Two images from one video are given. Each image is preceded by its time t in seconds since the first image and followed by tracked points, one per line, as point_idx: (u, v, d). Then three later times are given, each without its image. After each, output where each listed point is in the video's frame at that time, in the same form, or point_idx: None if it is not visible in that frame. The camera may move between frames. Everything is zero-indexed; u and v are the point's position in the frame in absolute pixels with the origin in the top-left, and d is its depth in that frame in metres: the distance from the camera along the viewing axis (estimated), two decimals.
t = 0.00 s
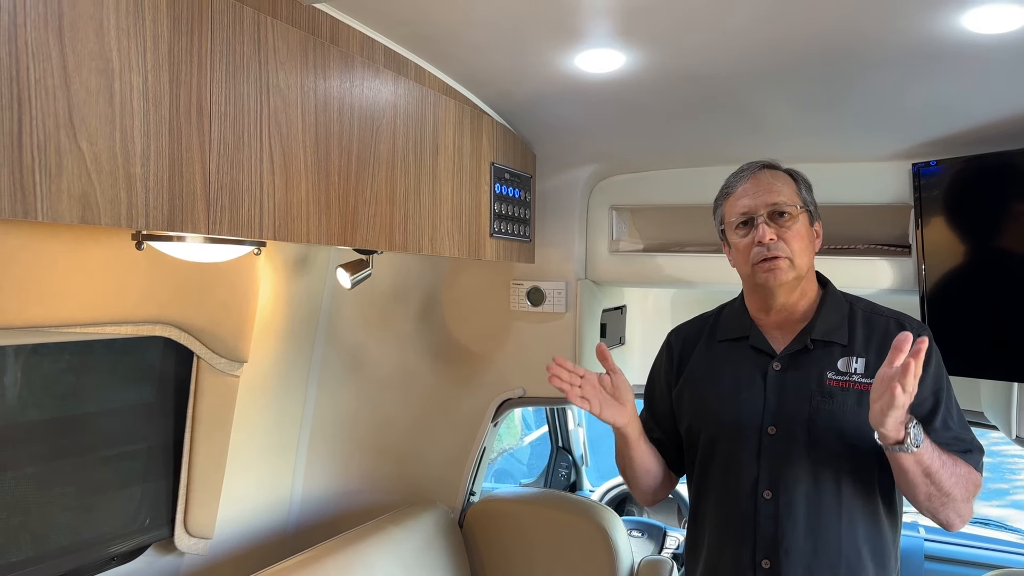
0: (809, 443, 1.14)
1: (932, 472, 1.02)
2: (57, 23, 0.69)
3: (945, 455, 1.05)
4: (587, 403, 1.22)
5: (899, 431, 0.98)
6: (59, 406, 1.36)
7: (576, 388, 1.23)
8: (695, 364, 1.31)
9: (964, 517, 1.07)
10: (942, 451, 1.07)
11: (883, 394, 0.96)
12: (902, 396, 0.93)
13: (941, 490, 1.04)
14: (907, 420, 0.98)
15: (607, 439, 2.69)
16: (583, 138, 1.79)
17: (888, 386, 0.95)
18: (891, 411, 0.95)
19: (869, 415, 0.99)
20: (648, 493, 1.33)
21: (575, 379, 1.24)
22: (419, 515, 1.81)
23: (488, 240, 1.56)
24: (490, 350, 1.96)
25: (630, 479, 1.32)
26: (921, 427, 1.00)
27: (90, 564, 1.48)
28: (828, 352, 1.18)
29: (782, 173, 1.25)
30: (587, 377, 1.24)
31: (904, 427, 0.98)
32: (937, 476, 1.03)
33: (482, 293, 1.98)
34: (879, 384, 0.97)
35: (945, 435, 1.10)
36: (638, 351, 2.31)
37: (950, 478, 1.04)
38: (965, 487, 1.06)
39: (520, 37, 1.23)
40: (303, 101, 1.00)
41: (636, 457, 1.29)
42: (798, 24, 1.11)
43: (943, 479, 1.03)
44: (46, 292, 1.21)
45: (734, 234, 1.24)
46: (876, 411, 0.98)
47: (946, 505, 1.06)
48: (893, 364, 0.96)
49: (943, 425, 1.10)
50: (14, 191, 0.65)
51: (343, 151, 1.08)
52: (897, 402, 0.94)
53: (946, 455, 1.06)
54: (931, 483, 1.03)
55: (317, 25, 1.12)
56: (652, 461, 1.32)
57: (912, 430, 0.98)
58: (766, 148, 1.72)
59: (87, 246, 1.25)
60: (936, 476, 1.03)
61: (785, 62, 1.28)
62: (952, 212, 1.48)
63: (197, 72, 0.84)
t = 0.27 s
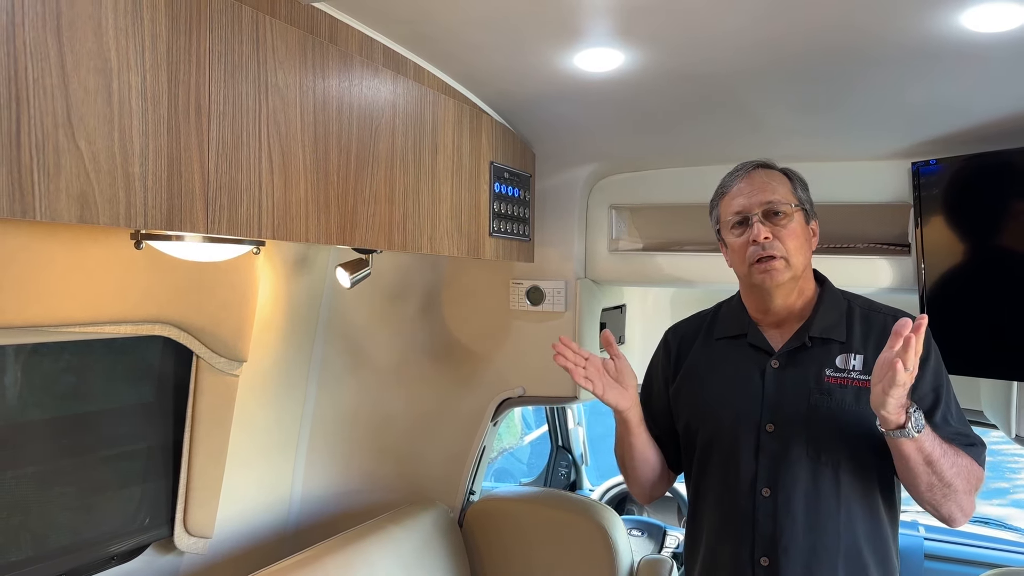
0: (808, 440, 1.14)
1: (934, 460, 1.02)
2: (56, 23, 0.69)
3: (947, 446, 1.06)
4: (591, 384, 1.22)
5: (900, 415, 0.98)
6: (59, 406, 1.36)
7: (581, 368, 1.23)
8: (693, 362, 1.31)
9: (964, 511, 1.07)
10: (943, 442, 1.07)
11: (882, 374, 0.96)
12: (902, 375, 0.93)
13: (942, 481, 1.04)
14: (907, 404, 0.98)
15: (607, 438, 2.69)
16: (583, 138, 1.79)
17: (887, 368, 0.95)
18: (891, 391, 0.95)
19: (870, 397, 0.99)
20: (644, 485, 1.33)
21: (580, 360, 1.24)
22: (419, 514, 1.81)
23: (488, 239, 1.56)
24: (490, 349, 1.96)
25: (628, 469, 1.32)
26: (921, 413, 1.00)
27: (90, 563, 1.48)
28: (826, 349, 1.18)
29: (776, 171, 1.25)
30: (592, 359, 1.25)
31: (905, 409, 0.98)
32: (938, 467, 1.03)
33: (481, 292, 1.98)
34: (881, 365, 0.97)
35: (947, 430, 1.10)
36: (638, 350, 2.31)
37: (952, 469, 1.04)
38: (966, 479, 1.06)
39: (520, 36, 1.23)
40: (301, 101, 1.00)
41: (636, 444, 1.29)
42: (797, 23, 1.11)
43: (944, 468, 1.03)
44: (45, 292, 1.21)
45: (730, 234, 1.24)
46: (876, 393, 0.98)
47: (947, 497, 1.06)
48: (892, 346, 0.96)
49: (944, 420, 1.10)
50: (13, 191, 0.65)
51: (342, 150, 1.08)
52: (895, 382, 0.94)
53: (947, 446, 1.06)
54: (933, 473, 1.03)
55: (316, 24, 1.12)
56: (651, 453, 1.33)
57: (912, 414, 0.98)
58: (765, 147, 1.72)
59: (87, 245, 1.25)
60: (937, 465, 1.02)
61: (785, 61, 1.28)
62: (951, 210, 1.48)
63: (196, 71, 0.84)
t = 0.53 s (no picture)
0: (807, 441, 1.14)
1: (934, 459, 1.02)
2: (57, 23, 0.69)
3: (947, 445, 1.06)
4: (590, 380, 1.23)
5: (899, 412, 0.98)
6: (59, 406, 1.36)
7: (580, 364, 1.24)
8: (691, 362, 1.31)
9: (965, 510, 1.07)
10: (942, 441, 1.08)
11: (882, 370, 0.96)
12: (902, 371, 0.93)
13: (942, 479, 1.04)
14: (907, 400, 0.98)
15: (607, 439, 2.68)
16: (583, 138, 1.79)
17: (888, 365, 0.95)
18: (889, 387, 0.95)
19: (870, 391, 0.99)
20: (644, 486, 1.33)
21: (580, 355, 1.26)
22: (419, 515, 1.81)
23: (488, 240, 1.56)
24: (490, 350, 1.96)
25: (627, 470, 1.32)
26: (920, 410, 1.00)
27: (90, 563, 1.48)
28: (825, 348, 1.18)
29: (774, 171, 1.25)
30: (591, 356, 1.26)
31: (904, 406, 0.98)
32: (939, 465, 1.03)
33: (482, 293, 1.98)
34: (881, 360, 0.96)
35: (947, 428, 1.10)
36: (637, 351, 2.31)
37: (952, 467, 1.04)
38: (966, 478, 1.06)
39: (521, 36, 1.23)
40: (302, 101, 1.00)
41: (636, 444, 1.29)
42: (798, 23, 1.11)
43: (944, 467, 1.03)
44: (45, 292, 1.21)
45: (727, 233, 1.24)
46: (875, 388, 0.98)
47: (947, 496, 1.06)
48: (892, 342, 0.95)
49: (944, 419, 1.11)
50: (13, 191, 0.65)
51: (343, 151, 1.08)
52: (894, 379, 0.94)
53: (946, 444, 1.06)
54: (933, 471, 1.04)
55: (316, 24, 1.12)
56: (650, 455, 1.33)
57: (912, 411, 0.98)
58: (766, 148, 1.72)
59: (87, 246, 1.25)
60: (937, 464, 1.03)
61: (785, 62, 1.28)
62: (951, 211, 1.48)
63: (196, 71, 0.84)
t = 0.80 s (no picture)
0: (804, 444, 1.14)
1: (937, 483, 1.02)
2: (57, 22, 0.69)
3: (948, 463, 1.05)
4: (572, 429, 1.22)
5: (903, 453, 0.98)
6: (58, 405, 1.36)
7: (560, 418, 1.22)
8: (688, 365, 1.31)
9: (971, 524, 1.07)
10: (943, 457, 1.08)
11: (889, 417, 0.97)
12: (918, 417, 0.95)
13: (945, 500, 1.04)
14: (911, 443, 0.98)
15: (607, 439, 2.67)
16: (583, 138, 1.79)
17: (898, 411, 0.96)
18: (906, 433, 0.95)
19: (875, 440, 0.99)
20: (643, 501, 1.31)
21: (559, 406, 1.23)
22: (418, 515, 1.81)
23: (488, 240, 1.56)
24: (490, 349, 1.96)
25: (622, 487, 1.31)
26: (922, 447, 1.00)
27: (89, 563, 1.48)
28: (821, 351, 1.18)
29: (768, 172, 1.25)
30: (571, 401, 1.23)
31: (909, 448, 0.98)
32: (941, 488, 1.03)
33: (481, 292, 1.98)
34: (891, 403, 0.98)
35: (942, 435, 1.10)
36: (637, 351, 2.30)
37: (954, 486, 1.04)
38: (971, 493, 1.06)
39: (521, 36, 1.23)
40: (301, 100, 1.00)
41: (627, 471, 1.28)
42: (798, 23, 1.12)
43: (949, 490, 1.03)
44: (45, 292, 1.21)
45: (721, 235, 1.24)
46: (881, 437, 0.98)
47: (952, 514, 1.05)
48: (896, 385, 0.98)
49: (943, 423, 1.11)
50: (13, 190, 0.65)
51: (342, 151, 1.08)
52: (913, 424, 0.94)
53: (948, 461, 1.06)
54: (936, 495, 1.03)
55: (316, 24, 1.12)
56: (645, 473, 1.31)
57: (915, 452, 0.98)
58: (766, 148, 1.72)
59: (87, 245, 1.25)
60: (940, 487, 1.02)
61: (785, 61, 1.28)
62: (952, 211, 1.48)
63: (196, 70, 0.84)
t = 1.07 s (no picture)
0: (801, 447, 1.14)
1: (938, 487, 1.02)
2: (56, 21, 0.69)
3: (951, 467, 1.05)
4: (571, 427, 1.20)
5: (905, 458, 0.96)
6: (58, 405, 1.36)
7: (558, 414, 1.21)
8: (686, 366, 1.31)
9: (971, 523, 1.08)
10: (943, 460, 1.08)
11: (892, 426, 0.95)
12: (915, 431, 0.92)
13: (947, 504, 1.04)
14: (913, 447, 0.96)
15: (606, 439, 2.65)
16: (583, 137, 1.79)
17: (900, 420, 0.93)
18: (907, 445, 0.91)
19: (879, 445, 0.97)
20: (638, 498, 1.32)
21: (556, 403, 1.22)
22: (418, 514, 1.81)
23: (487, 239, 1.56)
24: (489, 349, 1.96)
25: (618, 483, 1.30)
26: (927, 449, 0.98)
27: (88, 563, 1.48)
28: (819, 353, 1.18)
29: (766, 170, 1.24)
30: (568, 398, 1.22)
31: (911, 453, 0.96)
32: (942, 492, 1.03)
33: (481, 292, 1.98)
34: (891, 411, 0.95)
35: (945, 439, 1.10)
36: (637, 350, 2.30)
37: (957, 490, 1.04)
38: (971, 494, 1.06)
39: (521, 35, 1.23)
40: (300, 100, 1.00)
41: (623, 467, 1.28)
42: (797, 22, 1.12)
43: (949, 493, 1.03)
44: (45, 291, 1.21)
45: (718, 236, 1.24)
46: (886, 443, 0.96)
47: (953, 515, 1.05)
48: (900, 391, 0.95)
49: (945, 427, 1.10)
50: (12, 189, 0.65)
51: (342, 150, 1.08)
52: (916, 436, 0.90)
53: (948, 465, 1.06)
54: (937, 498, 1.03)
55: (315, 23, 1.12)
56: (641, 471, 1.31)
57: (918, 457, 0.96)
58: (765, 147, 1.72)
59: (86, 245, 1.25)
60: (941, 491, 1.02)
61: (784, 61, 1.28)
62: (951, 210, 1.48)
63: (195, 70, 0.84)
